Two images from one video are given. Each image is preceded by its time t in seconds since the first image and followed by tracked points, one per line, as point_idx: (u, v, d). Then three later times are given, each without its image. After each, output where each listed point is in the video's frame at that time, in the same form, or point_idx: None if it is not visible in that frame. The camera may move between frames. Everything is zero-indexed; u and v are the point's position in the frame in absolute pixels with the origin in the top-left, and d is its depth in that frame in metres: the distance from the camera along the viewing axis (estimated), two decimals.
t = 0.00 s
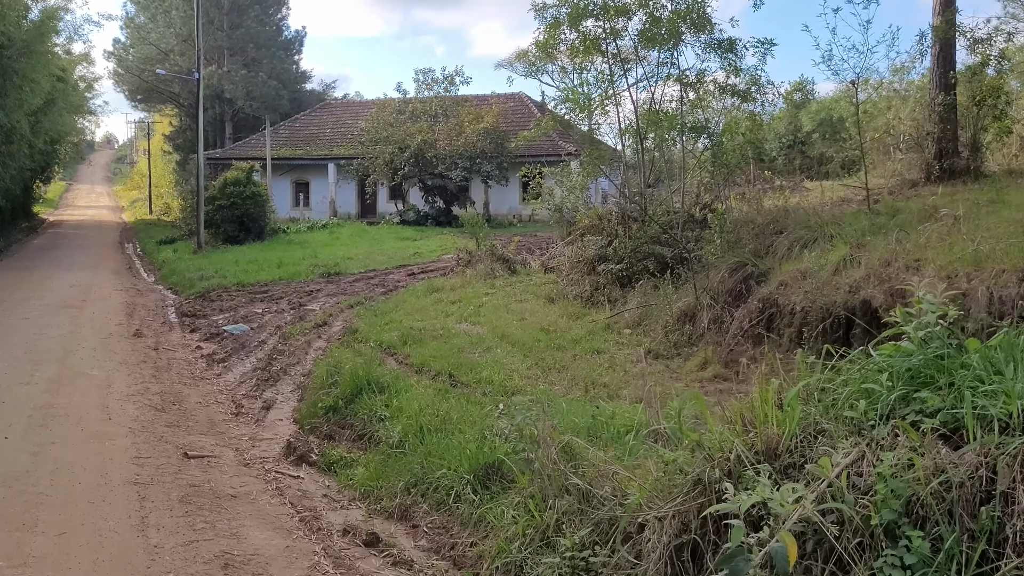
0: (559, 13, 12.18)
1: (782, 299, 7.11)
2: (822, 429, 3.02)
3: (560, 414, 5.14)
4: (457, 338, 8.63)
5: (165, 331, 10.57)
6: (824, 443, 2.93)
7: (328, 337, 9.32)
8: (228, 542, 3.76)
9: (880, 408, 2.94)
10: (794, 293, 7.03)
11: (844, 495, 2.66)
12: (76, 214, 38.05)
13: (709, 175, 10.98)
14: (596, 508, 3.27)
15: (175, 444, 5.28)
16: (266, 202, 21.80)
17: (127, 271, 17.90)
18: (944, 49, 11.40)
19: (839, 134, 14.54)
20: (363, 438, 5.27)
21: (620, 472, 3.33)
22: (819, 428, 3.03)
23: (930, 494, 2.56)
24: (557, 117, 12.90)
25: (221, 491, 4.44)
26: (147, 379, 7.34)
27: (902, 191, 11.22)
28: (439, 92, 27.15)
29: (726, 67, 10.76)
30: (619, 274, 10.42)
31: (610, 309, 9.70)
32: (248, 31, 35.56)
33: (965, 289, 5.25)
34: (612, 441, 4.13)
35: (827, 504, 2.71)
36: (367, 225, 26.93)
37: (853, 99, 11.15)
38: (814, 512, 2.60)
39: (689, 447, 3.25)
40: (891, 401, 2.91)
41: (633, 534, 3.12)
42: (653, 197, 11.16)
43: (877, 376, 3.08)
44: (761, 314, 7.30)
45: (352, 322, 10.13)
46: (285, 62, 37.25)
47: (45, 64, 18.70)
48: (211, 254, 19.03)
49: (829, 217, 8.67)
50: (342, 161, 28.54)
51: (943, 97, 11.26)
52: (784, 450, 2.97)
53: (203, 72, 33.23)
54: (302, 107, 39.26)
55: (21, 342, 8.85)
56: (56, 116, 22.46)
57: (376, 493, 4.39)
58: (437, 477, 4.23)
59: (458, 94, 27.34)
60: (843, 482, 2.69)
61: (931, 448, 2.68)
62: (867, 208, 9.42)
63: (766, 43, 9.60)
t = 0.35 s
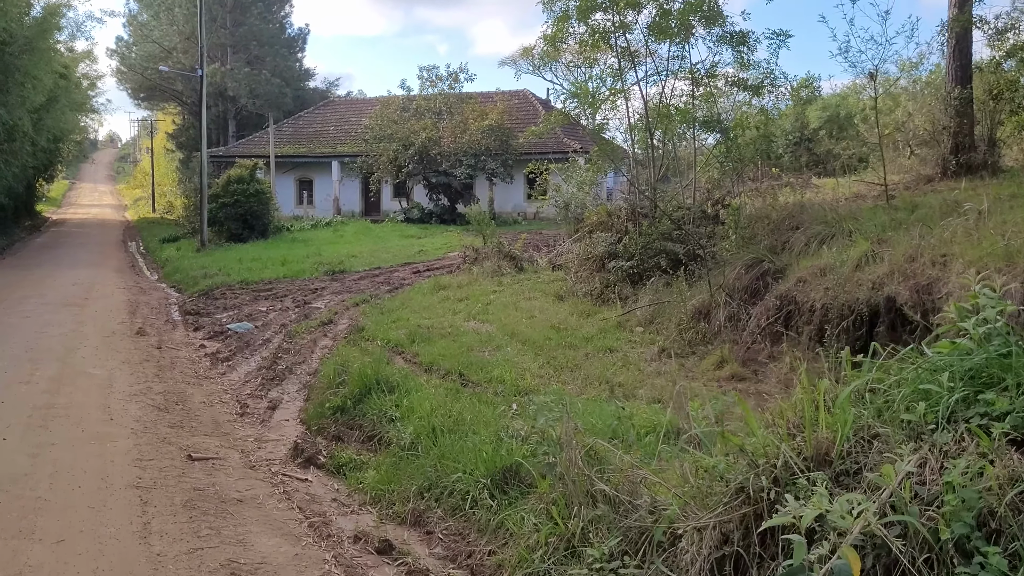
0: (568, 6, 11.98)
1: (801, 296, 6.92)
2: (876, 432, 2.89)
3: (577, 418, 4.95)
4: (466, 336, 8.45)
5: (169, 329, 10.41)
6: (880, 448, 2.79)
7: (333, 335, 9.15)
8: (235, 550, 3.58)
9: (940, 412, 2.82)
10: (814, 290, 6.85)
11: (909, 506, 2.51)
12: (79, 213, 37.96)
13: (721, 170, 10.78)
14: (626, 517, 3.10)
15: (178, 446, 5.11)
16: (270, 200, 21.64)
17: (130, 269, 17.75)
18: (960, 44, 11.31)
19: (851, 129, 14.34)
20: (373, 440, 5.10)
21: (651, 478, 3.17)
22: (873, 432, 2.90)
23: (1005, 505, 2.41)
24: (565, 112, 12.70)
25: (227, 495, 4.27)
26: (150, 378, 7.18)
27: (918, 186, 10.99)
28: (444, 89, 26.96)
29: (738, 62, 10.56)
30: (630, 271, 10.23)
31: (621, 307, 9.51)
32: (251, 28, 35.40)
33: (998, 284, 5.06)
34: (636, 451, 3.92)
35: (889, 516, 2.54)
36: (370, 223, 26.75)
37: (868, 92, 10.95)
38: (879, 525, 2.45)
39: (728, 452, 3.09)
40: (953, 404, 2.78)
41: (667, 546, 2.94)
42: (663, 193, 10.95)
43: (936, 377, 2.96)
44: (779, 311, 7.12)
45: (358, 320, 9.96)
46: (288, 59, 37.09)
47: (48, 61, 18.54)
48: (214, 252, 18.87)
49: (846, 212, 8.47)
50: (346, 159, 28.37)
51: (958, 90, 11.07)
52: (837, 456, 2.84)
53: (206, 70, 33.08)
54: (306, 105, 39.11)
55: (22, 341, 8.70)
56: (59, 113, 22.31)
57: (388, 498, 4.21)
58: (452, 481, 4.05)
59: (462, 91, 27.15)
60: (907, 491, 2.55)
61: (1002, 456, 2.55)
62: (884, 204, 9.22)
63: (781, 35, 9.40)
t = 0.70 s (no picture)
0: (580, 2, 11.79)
1: (824, 299, 6.73)
2: (943, 456, 2.80)
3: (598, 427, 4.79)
4: (478, 338, 8.29)
5: (176, 329, 10.29)
6: (950, 474, 2.70)
7: (343, 336, 9.01)
8: (245, 566, 3.43)
9: (1010, 434, 2.71)
10: (837, 293, 6.66)
11: (985, 539, 2.37)
12: (86, 210, 37.96)
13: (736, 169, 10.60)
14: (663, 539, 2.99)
15: (186, 453, 4.97)
16: (277, 198, 21.53)
17: (136, 268, 17.66)
18: (982, 41, 11.08)
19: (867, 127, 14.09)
20: (386, 448, 4.94)
21: (687, 498, 3.07)
22: (939, 456, 2.81)
23: None
24: (576, 110, 12.53)
25: (237, 507, 4.12)
26: (157, 380, 7.05)
27: (937, 185, 10.75)
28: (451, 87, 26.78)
29: (754, 59, 10.36)
30: (644, 272, 10.05)
31: (635, 308, 9.34)
32: (258, 26, 35.30)
33: None
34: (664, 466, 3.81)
35: (963, 550, 2.40)
36: (377, 221, 26.61)
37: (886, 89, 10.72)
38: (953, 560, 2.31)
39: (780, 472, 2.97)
40: None
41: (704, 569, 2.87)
42: (677, 192, 10.77)
43: (1003, 396, 2.86)
44: (800, 314, 6.94)
45: (367, 320, 9.82)
46: (295, 57, 36.98)
47: (55, 58, 18.46)
48: (221, 251, 18.77)
49: (867, 212, 8.28)
50: (353, 157, 28.25)
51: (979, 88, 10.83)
52: (898, 480, 2.76)
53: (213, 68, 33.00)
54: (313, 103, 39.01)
55: (27, 342, 8.58)
56: (66, 111, 22.24)
57: (404, 510, 4.04)
58: (471, 493, 3.89)
59: (470, 89, 26.97)
60: (981, 520, 2.41)
61: None
62: (906, 204, 9.02)
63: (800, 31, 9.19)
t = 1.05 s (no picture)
0: None
1: (845, 293, 6.54)
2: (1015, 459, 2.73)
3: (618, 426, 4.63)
4: (489, 333, 8.13)
5: (181, 325, 10.15)
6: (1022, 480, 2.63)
7: (351, 332, 8.85)
8: (257, 571, 3.28)
9: None
10: (859, 287, 6.48)
11: None
12: (90, 207, 37.86)
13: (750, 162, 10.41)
14: (703, 545, 2.88)
15: (194, 451, 4.82)
16: (282, 193, 21.39)
17: (141, 263, 17.54)
18: (1001, 32, 10.85)
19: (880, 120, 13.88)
20: (399, 446, 4.79)
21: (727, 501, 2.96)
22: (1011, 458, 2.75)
23: None
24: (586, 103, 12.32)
25: (247, 507, 3.97)
26: (162, 376, 6.91)
27: (954, 178, 10.54)
28: (457, 81, 26.60)
29: (768, 50, 10.16)
30: (656, 266, 9.87)
31: (648, 303, 9.17)
32: (262, 21, 35.12)
33: None
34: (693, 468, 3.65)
35: None
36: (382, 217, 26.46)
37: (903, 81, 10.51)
38: None
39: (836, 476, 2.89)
40: None
41: None
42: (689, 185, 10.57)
43: None
44: (821, 309, 6.76)
45: (375, 316, 9.68)
46: (299, 52, 36.84)
47: (59, 52, 18.30)
48: (226, 246, 18.64)
49: (886, 204, 8.08)
50: (358, 152, 28.08)
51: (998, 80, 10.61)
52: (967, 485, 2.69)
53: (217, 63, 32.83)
54: (316, 98, 38.82)
55: (31, 337, 8.44)
56: (69, 106, 22.10)
57: (420, 511, 3.89)
58: (491, 494, 3.73)
59: (475, 84, 26.78)
60: None
61: None
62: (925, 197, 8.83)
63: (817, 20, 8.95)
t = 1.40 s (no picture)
0: None
1: (869, 291, 6.36)
2: None
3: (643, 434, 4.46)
4: (501, 332, 7.96)
5: (187, 323, 9.99)
6: None
7: (359, 331, 8.68)
8: None
9: None
10: (884, 285, 6.29)
11: None
12: (93, 203, 37.73)
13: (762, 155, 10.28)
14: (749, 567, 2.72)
15: (203, 457, 4.66)
16: (286, 190, 21.22)
17: (145, 260, 17.39)
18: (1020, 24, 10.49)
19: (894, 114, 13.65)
20: (415, 451, 4.64)
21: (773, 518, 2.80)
22: None
23: None
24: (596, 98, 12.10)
25: (259, 517, 3.82)
26: (168, 377, 6.75)
27: (973, 174, 10.29)
28: (461, 77, 26.36)
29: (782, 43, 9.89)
30: (669, 263, 9.68)
31: (662, 301, 8.98)
32: (265, 16, 34.86)
33: None
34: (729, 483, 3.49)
35: None
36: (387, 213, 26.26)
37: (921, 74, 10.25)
38: None
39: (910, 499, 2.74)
40: None
41: None
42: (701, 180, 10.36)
43: None
44: (844, 308, 6.58)
45: (383, 314, 9.50)
46: (302, 48, 36.60)
47: (61, 47, 18.10)
48: (230, 242, 18.49)
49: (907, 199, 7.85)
50: (362, 147, 27.88)
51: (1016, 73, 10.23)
52: None
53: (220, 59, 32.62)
54: (320, 93, 38.60)
55: (34, 337, 8.29)
56: (72, 102, 21.91)
57: (440, 521, 3.73)
58: (515, 504, 3.57)
59: (480, 79, 26.54)
60: None
61: None
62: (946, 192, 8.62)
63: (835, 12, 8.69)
